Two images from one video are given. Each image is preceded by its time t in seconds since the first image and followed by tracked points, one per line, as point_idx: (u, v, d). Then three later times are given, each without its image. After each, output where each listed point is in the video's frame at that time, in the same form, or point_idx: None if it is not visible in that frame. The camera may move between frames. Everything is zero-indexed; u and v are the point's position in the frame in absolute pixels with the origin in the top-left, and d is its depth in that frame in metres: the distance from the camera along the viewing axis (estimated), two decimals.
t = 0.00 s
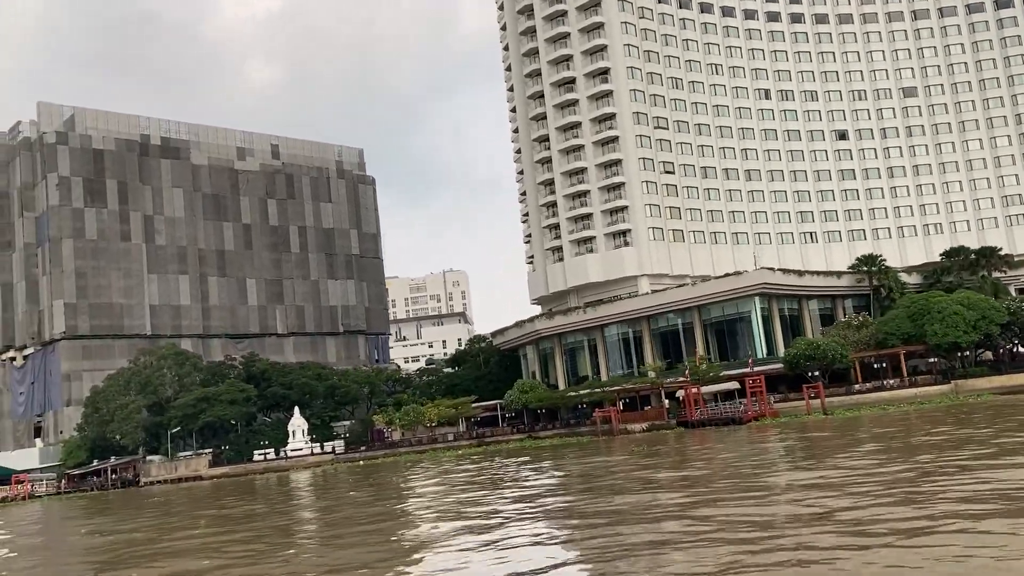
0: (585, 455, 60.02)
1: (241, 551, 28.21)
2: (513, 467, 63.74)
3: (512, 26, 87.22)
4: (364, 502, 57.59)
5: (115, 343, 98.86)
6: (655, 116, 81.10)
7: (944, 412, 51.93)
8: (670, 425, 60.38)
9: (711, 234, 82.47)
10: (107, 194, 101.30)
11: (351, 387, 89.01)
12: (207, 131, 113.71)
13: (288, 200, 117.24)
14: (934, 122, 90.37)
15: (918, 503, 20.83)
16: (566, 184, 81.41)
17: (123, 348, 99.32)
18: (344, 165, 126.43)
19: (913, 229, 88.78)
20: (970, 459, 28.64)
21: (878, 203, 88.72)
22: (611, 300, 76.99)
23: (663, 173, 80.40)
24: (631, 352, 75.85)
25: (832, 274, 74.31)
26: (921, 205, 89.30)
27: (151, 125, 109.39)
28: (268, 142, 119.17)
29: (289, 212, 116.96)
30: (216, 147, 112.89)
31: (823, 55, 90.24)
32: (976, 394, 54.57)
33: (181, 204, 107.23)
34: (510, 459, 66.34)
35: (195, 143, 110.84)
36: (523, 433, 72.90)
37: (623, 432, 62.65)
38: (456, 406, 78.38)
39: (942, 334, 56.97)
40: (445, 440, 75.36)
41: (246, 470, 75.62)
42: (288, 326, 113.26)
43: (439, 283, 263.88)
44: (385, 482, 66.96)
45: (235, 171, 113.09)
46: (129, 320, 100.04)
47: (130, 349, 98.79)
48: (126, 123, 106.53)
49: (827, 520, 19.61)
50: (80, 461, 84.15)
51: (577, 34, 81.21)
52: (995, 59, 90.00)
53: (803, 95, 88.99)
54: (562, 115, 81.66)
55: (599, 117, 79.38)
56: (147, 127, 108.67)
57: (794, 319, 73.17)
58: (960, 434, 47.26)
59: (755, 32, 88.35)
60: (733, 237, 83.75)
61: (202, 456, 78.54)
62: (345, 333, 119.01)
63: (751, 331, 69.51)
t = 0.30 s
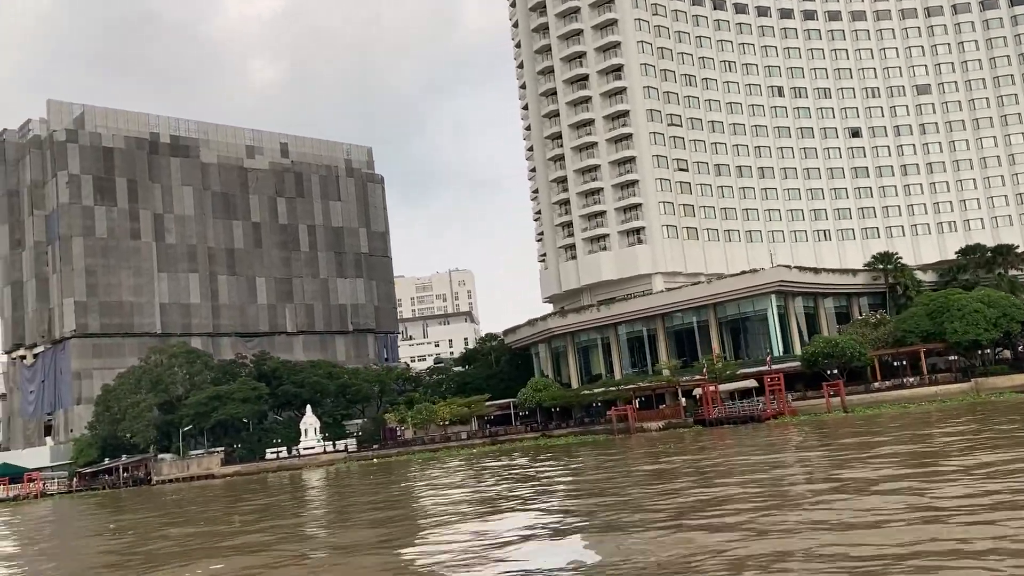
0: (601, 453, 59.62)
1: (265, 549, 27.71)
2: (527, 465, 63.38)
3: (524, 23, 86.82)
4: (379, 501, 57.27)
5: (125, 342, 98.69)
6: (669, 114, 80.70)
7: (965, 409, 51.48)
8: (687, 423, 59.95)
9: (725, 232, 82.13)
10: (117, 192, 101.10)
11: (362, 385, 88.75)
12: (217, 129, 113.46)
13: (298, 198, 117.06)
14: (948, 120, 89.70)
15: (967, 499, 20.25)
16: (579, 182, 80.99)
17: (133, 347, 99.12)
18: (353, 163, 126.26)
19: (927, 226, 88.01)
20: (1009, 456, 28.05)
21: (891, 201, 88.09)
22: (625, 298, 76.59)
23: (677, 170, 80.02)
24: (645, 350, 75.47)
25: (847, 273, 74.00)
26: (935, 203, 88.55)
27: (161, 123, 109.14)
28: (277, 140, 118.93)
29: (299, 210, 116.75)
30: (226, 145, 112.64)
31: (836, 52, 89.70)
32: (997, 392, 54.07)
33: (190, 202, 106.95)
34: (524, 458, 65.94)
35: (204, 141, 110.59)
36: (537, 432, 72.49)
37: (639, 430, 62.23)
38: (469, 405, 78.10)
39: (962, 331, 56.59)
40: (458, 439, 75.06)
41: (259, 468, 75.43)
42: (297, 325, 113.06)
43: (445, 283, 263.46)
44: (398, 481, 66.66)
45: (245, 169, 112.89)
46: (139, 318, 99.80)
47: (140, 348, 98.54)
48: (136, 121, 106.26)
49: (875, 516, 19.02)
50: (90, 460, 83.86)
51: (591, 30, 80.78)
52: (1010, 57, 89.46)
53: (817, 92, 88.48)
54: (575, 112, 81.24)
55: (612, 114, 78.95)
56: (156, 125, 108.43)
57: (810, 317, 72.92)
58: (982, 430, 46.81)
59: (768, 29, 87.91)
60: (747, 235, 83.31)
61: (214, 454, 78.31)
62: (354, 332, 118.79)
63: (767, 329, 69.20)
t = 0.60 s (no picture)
0: (618, 452, 59.32)
1: (292, 547, 27.31)
2: (543, 464, 63.05)
3: (537, 21, 86.43)
4: (395, 500, 57.02)
5: (135, 341, 98.48)
6: (683, 111, 80.33)
7: (987, 408, 51.04)
8: (706, 421, 59.62)
9: (739, 231, 81.77)
10: (128, 191, 100.86)
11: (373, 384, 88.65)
12: (226, 127, 113.21)
13: (307, 197, 116.80)
14: (962, 118, 88.67)
15: (1018, 495, 19.77)
16: (592, 180, 80.59)
17: (144, 345, 98.94)
18: (362, 162, 125.98)
19: (941, 225, 87.11)
20: None
21: (905, 200, 87.35)
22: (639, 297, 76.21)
23: (691, 168, 79.65)
24: (661, 348, 75.10)
25: (864, 271, 73.62)
26: (949, 201, 87.62)
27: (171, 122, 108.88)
28: (286, 139, 118.68)
29: (308, 209, 116.50)
30: (235, 144, 112.44)
31: (849, 50, 89.01)
32: (1019, 390, 53.60)
33: (200, 201, 106.71)
34: (539, 457, 65.59)
35: (214, 140, 110.38)
36: (552, 431, 72.10)
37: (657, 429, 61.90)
38: (482, 404, 77.85)
39: (983, 330, 56.16)
40: (472, 438, 74.81)
41: (271, 467, 75.21)
42: (307, 324, 112.84)
43: (451, 283, 262.85)
44: (413, 479, 66.41)
45: (255, 168, 112.72)
46: (150, 317, 99.57)
47: (150, 346, 98.38)
48: (145, 119, 105.98)
49: (927, 512, 18.58)
50: (102, 459, 83.61)
51: (604, 28, 80.32)
52: None
53: (830, 90, 87.91)
54: (588, 110, 80.85)
55: (626, 111, 78.57)
56: (166, 124, 108.19)
57: (826, 316, 72.60)
58: (1007, 429, 46.36)
59: (781, 26, 87.44)
60: (761, 233, 82.94)
61: (226, 453, 78.07)
62: (364, 331, 118.51)
63: (784, 328, 68.88)
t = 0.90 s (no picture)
0: (634, 450, 59.05)
1: (317, 545, 26.93)
2: (558, 463, 62.76)
3: (550, 19, 86.12)
4: (411, 498, 56.79)
5: (146, 339, 98.34)
6: (698, 109, 80.01)
7: (1008, 406, 50.57)
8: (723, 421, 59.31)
9: (753, 229, 81.47)
10: (138, 189, 100.70)
11: (386, 383, 88.57)
12: (236, 126, 113.06)
13: (317, 196, 116.59)
14: (977, 116, 87.41)
15: None
16: (606, 178, 80.24)
17: (155, 344, 98.84)
18: (371, 161, 125.72)
19: (956, 224, 86.18)
20: None
21: (919, 199, 86.60)
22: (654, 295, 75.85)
23: (705, 166, 79.31)
24: (676, 347, 74.78)
25: (880, 269, 73.21)
26: (964, 200, 86.64)
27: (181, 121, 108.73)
28: (296, 137, 118.48)
29: (318, 208, 116.29)
30: (245, 143, 112.31)
31: (863, 48, 88.37)
32: None
33: (211, 200, 106.55)
34: (554, 456, 65.29)
35: (224, 139, 110.22)
36: (566, 430, 71.80)
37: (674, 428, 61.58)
38: (496, 403, 77.63)
39: (1005, 329, 55.71)
40: (485, 437, 74.57)
41: (284, 466, 75.03)
42: (317, 323, 112.64)
43: (458, 283, 262.29)
44: (427, 478, 66.21)
45: (265, 167, 112.63)
46: (160, 316, 99.44)
47: (161, 345, 98.27)
48: (155, 118, 105.78)
49: (974, 508, 18.26)
50: (114, 457, 83.46)
51: (619, 25, 79.94)
52: None
53: (844, 88, 87.36)
54: (602, 108, 80.49)
55: (640, 109, 78.20)
56: (176, 123, 108.05)
57: (842, 315, 72.26)
58: None
59: (795, 24, 87.03)
60: (775, 232, 82.59)
61: (238, 452, 77.90)
62: (373, 330, 118.48)
63: (801, 327, 68.54)
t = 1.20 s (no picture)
0: (651, 449, 58.66)
1: (346, 543, 26.51)
2: (575, 462, 62.39)
3: (563, 17, 85.79)
4: (427, 496, 56.40)
5: (157, 338, 98.13)
6: (712, 106, 79.62)
7: None
8: (742, 420, 58.88)
9: (767, 228, 81.04)
10: (149, 188, 100.51)
11: (397, 381, 88.21)
12: (246, 125, 112.84)
13: (327, 195, 116.33)
14: (992, 114, 86.49)
15: None
16: (620, 176, 79.86)
17: (166, 343, 98.64)
18: (381, 160, 125.44)
19: (971, 223, 85.37)
20: None
21: (934, 197, 85.90)
22: (669, 294, 75.45)
23: (720, 164, 78.95)
24: (691, 346, 74.40)
25: (897, 268, 72.78)
26: (979, 198, 85.74)
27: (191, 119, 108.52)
28: (306, 136, 118.19)
29: (328, 207, 116.02)
30: (255, 142, 112.11)
31: (877, 45, 87.78)
32: None
33: (221, 198, 106.31)
34: (570, 455, 64.90)
35: (234, 137, 110.00)
36: (581, 429, 71.43)
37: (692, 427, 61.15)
38: (510, 402, 77.32)
39: None
40: (499, 436, 74.26)
41: (297, 465, 74.72)
42: (328, 322, 112.38)
43: (465, 283, 261.60)
44: (442, 477, 65.89)
45: (275, 166, 112.41)
46: (171, 315, 99.22)
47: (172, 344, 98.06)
48: (165, 117, 105.55)
49: None
50: (125, 457, 83.24)
51: (632, 23, 79.54)
52: None
53: (858, 86, 86.80)
54: (616, 105, 80.08)
55: (654, 107, 77.79)
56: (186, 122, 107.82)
57: (859, 313, 71.85)
58: None
59: (809, 22, 86.54)
60: (790, 230, 82.19)
61: (251, 451, 77.60)
62: (384, 329, 118.24)
63: (818, 325, 68.16)
